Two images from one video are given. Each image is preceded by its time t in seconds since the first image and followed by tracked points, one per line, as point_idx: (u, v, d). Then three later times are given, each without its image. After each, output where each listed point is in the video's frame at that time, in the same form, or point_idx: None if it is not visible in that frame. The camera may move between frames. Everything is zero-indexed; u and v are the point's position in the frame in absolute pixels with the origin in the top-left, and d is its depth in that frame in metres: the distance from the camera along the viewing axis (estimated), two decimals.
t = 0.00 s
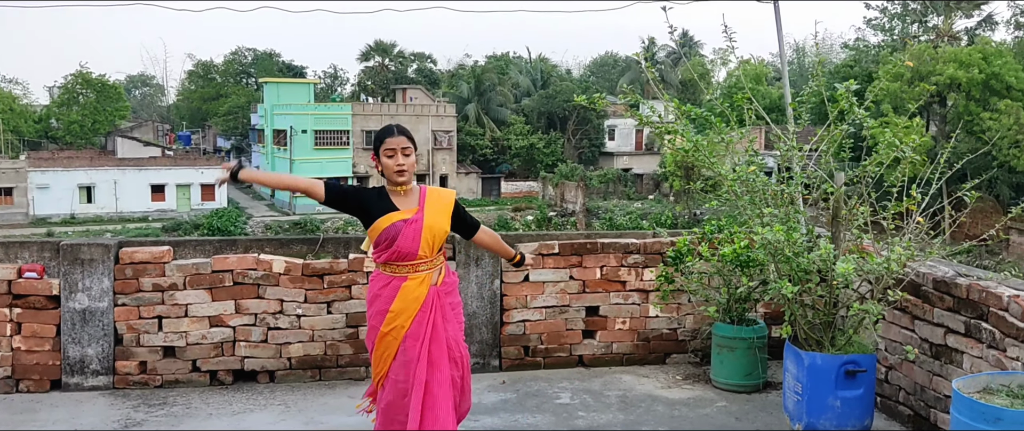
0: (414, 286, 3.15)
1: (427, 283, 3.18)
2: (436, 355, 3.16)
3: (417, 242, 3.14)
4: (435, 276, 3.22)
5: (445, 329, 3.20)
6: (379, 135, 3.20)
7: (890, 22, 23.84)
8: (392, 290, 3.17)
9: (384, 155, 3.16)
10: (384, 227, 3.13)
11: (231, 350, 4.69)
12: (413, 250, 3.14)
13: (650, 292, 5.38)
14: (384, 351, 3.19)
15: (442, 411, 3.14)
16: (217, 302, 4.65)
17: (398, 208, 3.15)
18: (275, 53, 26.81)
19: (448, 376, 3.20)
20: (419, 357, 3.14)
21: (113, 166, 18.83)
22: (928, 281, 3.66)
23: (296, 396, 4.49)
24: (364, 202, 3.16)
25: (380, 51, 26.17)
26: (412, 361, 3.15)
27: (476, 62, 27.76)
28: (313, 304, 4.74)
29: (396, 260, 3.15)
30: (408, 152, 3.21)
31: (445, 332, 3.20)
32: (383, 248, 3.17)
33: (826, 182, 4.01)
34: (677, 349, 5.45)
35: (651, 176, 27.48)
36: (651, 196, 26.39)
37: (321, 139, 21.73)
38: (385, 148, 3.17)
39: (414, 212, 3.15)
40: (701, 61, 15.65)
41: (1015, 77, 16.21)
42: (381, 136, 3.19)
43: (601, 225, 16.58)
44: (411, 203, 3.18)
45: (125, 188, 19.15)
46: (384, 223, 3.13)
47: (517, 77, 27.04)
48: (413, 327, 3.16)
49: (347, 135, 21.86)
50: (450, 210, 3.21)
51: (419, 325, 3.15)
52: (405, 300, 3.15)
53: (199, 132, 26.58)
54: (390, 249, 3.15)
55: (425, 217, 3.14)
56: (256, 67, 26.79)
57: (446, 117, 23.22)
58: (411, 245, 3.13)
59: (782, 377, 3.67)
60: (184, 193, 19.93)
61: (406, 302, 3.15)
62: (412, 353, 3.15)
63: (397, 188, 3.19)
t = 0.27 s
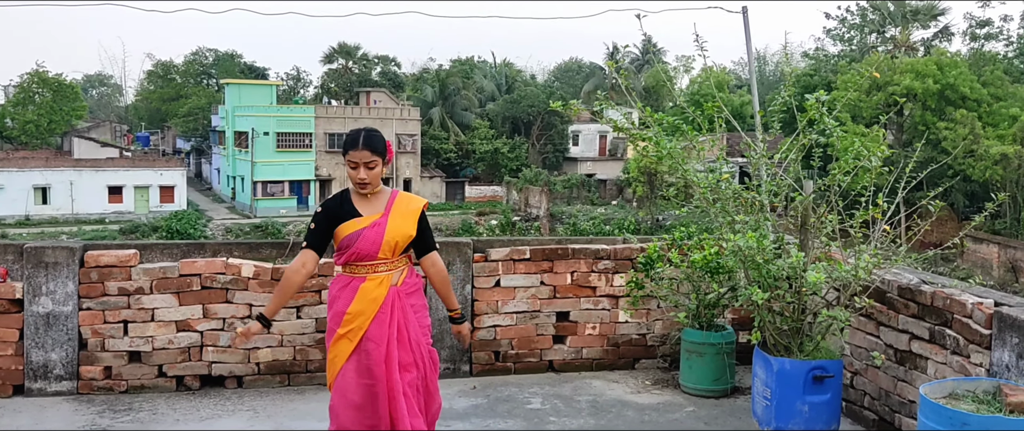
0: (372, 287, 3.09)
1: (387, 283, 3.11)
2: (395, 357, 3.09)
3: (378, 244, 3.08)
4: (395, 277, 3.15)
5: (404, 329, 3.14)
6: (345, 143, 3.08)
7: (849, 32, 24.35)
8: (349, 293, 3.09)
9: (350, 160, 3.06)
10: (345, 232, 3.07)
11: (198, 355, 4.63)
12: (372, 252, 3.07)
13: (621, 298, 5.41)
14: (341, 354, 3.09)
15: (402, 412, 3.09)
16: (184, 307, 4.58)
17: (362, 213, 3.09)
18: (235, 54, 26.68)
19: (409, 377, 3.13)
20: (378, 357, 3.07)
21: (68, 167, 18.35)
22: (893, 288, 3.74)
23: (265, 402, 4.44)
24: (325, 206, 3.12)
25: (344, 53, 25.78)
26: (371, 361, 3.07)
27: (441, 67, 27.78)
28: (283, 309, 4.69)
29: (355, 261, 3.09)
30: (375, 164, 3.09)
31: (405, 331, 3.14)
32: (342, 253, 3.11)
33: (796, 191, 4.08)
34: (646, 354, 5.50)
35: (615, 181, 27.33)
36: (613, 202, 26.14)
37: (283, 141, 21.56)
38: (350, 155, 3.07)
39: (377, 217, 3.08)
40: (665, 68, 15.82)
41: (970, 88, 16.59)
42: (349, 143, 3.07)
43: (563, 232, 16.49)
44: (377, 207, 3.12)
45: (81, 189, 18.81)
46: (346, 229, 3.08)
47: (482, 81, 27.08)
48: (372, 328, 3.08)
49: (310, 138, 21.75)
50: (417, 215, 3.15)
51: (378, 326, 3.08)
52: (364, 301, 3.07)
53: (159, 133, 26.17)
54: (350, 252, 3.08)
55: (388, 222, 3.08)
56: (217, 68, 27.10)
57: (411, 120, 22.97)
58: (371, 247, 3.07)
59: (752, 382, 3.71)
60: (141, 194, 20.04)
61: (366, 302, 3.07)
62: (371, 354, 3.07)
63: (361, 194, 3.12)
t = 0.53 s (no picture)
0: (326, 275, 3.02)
1: (342, 273, 3.04)
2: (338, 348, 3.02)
3: (340, 233, 3.02)
4: (353, 269, 3.06)
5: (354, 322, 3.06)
6: (318, 135, 3.02)
7: (808, 36, 24.72)
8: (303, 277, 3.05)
9: (322, 149, 3.01)
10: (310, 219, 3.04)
11: (169, 359, 4.57)
12: (334, 239, 3.02)
13: (594, 299, 5.45)
14: (286, 339, 3.04)
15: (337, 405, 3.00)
16: (155, 310, 4.53)
17: (331, 201, 3.05)
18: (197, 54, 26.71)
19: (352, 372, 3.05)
20: (320, 347, 3.00)
21: (24, 167, 17.31)
22: (862, 288, 3.82)
23: (238, 405, 4.39)
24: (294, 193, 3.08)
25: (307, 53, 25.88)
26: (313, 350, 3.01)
27: (405, 67, 27.67)
28: (255, 311, 4.65)
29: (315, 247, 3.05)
30: (348, 156, 3.03)
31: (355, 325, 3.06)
32: (305, 239, 3.06)
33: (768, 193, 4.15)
34: (619, 355, 5.54)
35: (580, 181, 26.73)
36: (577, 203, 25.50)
37: (244, 142, 21.10)
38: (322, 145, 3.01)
39: (345, 206, 3.03)
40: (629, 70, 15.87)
41: (925, 91, 17.01)
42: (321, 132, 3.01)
43: (528, 232, 16.38)
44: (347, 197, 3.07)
45: (36, 191, 17.83)
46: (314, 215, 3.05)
47: (446, 82, 26.97)
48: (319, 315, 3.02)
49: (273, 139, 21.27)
50: (387, 207, 3.08)
51: (325, 315, 3.01)
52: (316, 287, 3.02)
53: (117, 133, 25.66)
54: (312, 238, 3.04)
55: (354, 212, 3.02)
56: (177, 67, 26.89)
57: (374, 120, 22.48)
58: (333, 235, 3.02)
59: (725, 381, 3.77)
60: (99, 195, 19.57)
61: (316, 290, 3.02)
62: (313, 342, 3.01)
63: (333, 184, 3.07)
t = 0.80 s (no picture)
0: (273, 267, 2.71)
1: (290, 265, 2.75)
2: (285, 350, 2.70)
3: (291, 222, 2.74)
4: (298, 263, 2.78)
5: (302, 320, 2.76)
6: (276, 114, 2.75)
7: (773, 27, 24.99)
8: (246, 268, 2.70)
9: (278, 127, 2.74)
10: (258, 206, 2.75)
11: (145, 353, 4.53)
12: (283, 228, 2.74)
13: (570, 289, 5.49)
14: (222, 337, 2.67)
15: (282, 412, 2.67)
16: (130, 304, 4.49)
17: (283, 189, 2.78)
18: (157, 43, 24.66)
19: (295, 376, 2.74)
20: (265, 346, 2.66)
21: None
22: (835, 276, 3.89)
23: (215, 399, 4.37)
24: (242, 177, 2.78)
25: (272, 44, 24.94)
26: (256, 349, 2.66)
27: (372, 58, 27.39)
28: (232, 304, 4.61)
29: (261, 234, 2.74)
30: (307, 139, 2.78)
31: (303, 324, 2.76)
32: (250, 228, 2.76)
33: (743, 183, 4.21)
34: (595, 344, 5.59)
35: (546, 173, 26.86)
36: (545, 194, 25.99)
37: (208, 134, 20.14)
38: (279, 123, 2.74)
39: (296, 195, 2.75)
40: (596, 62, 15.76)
41: (886, 82, 17.29)
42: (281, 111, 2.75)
43: (497, 224, 16.31)
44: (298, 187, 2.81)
45: None
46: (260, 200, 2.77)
47: (412, 73, 26.69)
48: (265, 311, 2.69)
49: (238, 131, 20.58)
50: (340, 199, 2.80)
51: (272, 311, 2.69)
52: (261, 280, 2.69)
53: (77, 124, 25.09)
54: (257, 227, 2.74)
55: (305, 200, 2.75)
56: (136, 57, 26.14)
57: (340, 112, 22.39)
58: (282, 225, 2.73)
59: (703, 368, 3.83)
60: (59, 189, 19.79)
61: (262, 282, 2.69)
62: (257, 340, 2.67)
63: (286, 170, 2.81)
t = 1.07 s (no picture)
0: (235, 282, 2.52)
1: (253, 282, 2.56)
2: (241, 371, 2.50)
3: (256, 236, 2.54)
4: (263, 279, 2.58)
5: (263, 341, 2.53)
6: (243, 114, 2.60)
7: (750, 9, 25.00)
8: (207, 282, 2.51)
9: (248, 123, 2.58)
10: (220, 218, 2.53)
11: (136, 337, 4.52)
12: (247, 242, 2.53)
13: (561, 269, 5.51)
14: (180, 352, 2.51)
15: None
16: (121, 287, 4.48)
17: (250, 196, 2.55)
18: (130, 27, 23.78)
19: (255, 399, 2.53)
20: (221, 367, 2.48)
21: None
22: (824, 253, 3.94)
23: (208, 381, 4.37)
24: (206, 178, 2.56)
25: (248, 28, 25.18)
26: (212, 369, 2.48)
27: (350, 41, 27.05)
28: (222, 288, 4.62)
29: (223, 248, 2.54)
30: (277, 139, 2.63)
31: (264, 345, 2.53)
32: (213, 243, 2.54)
33: (734, 163, 4.25)
34: (586, 324, 5.63)
35: (527, 156, 27.22)
36: (526, 178, 25.77)
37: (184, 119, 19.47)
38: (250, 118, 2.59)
39: (262, 204, 2.54)
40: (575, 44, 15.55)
41: (863, 63, 17.37)
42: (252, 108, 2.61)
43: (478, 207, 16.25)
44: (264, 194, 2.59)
45: None
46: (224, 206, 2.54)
47: (391, 56, 26.36)
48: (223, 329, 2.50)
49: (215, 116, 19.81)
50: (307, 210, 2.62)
51: (231, 328, 2.50)
52: (221, 296, 2.50)
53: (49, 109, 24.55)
54: (220, 237, 2.53)
55: (271, 211, 2.54)
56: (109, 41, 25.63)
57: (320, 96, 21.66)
58: (247, 237, 2.53)
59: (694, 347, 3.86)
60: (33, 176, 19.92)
61: (221, 299, 2.50)
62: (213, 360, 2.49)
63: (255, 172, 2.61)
